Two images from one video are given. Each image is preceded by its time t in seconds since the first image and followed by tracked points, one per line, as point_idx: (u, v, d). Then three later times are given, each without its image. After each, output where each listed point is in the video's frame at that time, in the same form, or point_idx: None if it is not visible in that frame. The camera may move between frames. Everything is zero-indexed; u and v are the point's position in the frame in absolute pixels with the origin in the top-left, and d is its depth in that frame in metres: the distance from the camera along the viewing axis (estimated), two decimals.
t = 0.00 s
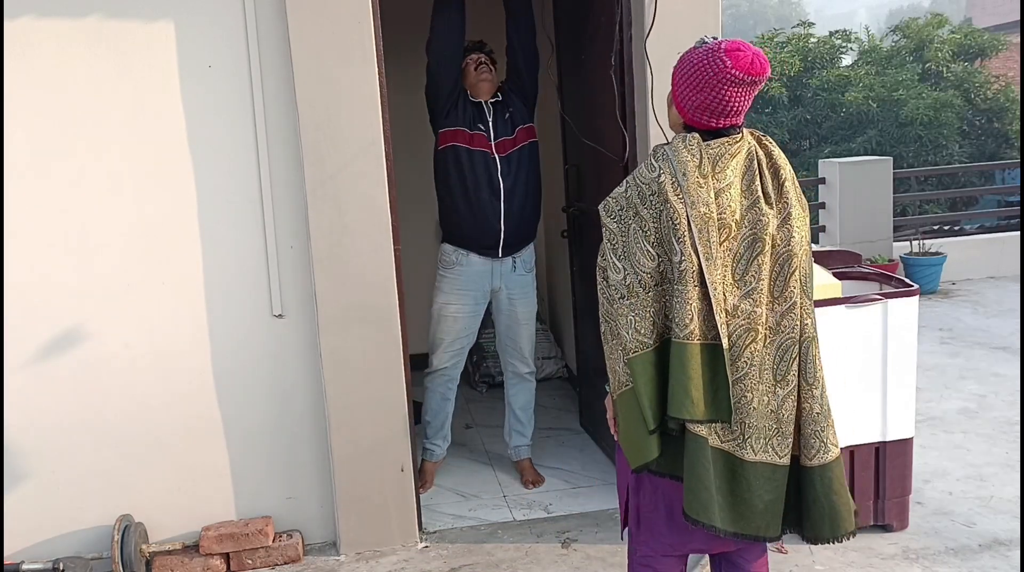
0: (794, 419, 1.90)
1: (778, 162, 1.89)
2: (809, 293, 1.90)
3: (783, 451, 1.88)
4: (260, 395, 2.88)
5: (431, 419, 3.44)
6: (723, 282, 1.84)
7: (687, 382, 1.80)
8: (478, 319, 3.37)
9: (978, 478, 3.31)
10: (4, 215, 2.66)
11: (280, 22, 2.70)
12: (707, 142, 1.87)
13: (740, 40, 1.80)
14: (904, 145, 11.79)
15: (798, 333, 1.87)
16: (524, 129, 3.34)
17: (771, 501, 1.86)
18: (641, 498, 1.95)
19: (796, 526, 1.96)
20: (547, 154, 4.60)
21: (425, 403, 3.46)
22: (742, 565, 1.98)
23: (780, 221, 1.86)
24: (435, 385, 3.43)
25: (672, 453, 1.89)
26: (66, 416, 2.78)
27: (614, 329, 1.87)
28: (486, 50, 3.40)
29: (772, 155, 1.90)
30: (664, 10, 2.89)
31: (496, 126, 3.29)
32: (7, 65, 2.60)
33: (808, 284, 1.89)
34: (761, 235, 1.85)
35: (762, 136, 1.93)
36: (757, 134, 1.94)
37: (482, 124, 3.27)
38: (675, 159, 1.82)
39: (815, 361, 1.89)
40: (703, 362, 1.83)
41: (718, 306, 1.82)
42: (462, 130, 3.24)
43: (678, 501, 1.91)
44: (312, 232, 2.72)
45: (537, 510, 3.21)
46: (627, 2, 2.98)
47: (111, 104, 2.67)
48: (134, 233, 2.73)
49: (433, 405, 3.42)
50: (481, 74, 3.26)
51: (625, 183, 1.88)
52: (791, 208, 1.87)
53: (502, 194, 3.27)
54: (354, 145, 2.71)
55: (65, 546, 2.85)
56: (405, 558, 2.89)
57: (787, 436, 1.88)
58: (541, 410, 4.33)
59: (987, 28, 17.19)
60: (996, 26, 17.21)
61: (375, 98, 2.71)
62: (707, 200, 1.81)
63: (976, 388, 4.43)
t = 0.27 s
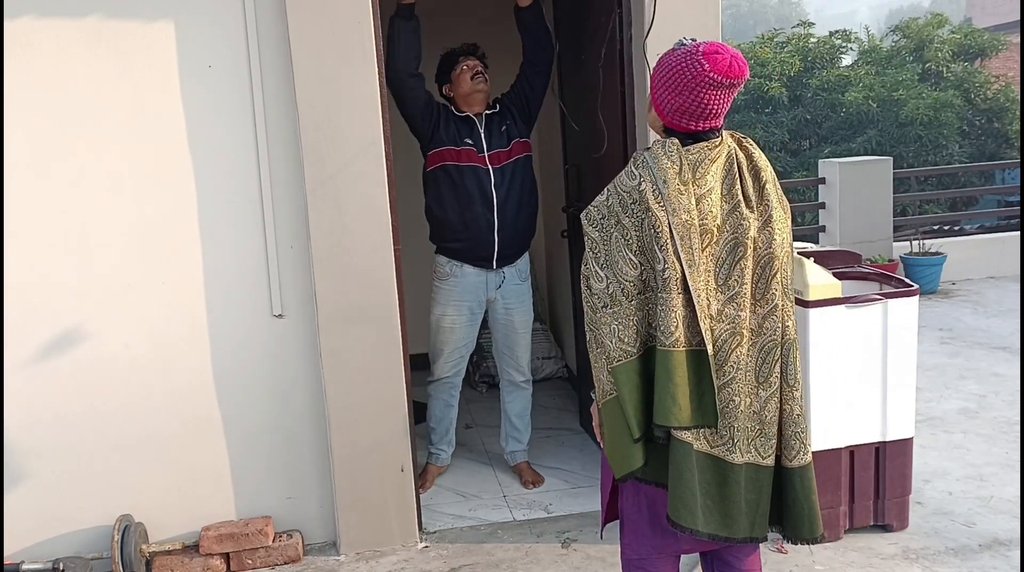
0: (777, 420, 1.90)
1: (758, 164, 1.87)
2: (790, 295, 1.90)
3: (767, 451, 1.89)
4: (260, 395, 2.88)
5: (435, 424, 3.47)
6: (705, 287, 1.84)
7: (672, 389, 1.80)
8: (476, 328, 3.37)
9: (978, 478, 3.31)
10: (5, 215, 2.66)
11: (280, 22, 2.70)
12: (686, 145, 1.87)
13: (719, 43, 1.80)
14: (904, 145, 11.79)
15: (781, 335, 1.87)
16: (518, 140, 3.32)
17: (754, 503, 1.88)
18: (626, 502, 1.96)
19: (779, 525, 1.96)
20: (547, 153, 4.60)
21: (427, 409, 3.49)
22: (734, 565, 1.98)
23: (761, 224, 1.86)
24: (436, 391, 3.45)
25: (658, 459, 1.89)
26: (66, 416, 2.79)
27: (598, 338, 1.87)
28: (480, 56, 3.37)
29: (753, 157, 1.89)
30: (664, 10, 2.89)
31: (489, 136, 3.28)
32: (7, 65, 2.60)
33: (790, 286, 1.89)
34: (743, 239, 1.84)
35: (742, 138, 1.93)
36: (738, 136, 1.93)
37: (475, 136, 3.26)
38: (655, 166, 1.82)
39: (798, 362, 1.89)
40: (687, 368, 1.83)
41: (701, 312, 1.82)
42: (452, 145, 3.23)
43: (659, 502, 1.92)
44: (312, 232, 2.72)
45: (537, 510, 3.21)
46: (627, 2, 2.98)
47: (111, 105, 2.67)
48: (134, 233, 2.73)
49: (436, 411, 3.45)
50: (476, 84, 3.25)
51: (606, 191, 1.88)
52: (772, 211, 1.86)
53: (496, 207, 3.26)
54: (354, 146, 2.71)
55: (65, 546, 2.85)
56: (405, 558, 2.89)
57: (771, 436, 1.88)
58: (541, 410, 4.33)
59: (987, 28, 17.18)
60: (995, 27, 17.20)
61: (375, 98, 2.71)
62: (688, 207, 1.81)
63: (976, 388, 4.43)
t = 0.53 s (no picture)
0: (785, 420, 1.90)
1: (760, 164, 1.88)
2: (795, 293, 1.90)
3: (775, 451, 1.89)
4: (260, 394, 2.88)
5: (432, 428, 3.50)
6: (711, 287, 1.84)
7: (680, 390, 1.80)
8: (455, 330, 3.39)
9: (978, 478, 3.31)
10: (5, 215, 2.66)
11: (280, 22, 2.70)
12: (689, 146, 1.87)
13: (718, 41, 1.81)
14: (904, 145, 11.79)
15: (787, 334, 1.88)
16: (485, 146, 3.31)
17: (764, 503, 1.87)
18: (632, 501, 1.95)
19: (788, 525, 1.96)
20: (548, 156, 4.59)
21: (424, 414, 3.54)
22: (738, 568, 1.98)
23: (765, 223, 1.86)
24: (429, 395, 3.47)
25: (665, 461, 1.89)
26: (66, 416, 2.79)
27: (604, 340, 1.87)
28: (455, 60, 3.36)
29: (755, 157, 1.89)
30: (664, 10, 2.89)
31: (455, 143, 3.28)
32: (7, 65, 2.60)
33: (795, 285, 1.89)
34: (747, 239, 1.85)
35: (743, 138, 1.93)
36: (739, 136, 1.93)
37: (440, 144, 3.28)
38: (659, 167, 1.82)
39: (803, 361, 1.89)
40: (695, 369, 1.83)
41: (708, 313, 1.82)
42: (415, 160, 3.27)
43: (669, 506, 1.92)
44: (312, 231, 2.72)
45: (537, 510, 3.21)
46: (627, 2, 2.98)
47: (111, 105, 2.67)
48: (134, 233, 2.73)
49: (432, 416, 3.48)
50: (451, 92, 3.27)
51: (610, 193, 1.88)
52: (776, 210, 1.86)
53: (461, 213, 3.26)
54: (354, 146, 2.71)
55: (65, 546, 2.85)
56: (405, 558, 2.89)
57: (778, 436, 1.88)
58: (541, 410, 4.33)
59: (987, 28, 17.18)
60: (996, 27, 17.19)
61: (375, 98, 2.71)
62: (693, 208, 1.81)
63: (976, 388, 4.43)
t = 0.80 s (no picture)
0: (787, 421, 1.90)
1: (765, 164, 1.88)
2: (798, 293, 1.90)
3: (778, 452, 1.88)
4: (260, 394, 2.88)
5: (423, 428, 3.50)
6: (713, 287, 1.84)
7: (681, 391, 1.80)
8: (428, 327, 3.39)
9: (978, 478, 3.31)
10: (4, 215, 2.66)
11: (280, 22, 2.70)
12: (692, 146, 1.87)
13: (723, 41, 1.81)
14: (904, 145, 11.79)
15: (790, 334, 1.87)
16: (451, 149, 3.30)
17: (766, 504, 1.87)
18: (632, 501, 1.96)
19: (791, 525, 1.96)
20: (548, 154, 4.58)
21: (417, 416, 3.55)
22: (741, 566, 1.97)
23: (768, 223, 1.86)
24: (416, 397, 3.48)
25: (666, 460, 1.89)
26: (66, 416, 2.79)
27: (606, 340, 1.87)
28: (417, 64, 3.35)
29: (759, 157, 1.89)
30: (664, 9, 2.89)
31: (420, 144, 3.27)
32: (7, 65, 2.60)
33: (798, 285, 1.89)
34: (750, 239, 1.85)
35: (748, 138, 1.93)
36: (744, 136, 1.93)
37: (405, 146, 3.26)
38: (661, 167, 1.82)
39: (807, 362, 1.89)
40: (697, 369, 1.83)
41: (710, 313, 1.82)
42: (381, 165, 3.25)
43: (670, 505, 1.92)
44: (312, 231, 2.72)
45: (537, 509, 3.21)
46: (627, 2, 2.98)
47: (111, 105, 2.67)
48: (133, 233, 2.73)
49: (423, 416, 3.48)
50: (413, 91, 3.24)
51: (613, 193, 1.88)
52: (780, 210, 1.86)
53: (422, 215, 3.25)
54: (353, 146, 2.72)
55: (64, 546, 2.85)
56: (405, 558, 2.89)
57: (781, 437, 1.88)
58: (541, 410, 4.33)
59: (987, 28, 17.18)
60: (996, 27, 17.19)
61: (375, 97, 2.71)
62: (695, 208, 1.81)
63: (976, 388, 4.43)
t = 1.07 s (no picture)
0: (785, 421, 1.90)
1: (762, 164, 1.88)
2: (796, 293, 1.89)
3: (776, 452, 1.88)
4: (260, 394, 2.88)
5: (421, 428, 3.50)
6: (710, 288, 1.84)
7: (677, 391, 1.80)
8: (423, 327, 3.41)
9: (978, 478, 3.31)
10: (5, 215, 2.66)
11: (280, 22, 2.70)
12: (689, 146, 1.87)
13: (721, 42, 1.81)
14: (904, 145, 11.79)
15: (789, 334, 1.87)
16: (431, 147, 3.28)
17: (763, 504, 1.87)
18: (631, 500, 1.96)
19: (790, 525, 1.96)
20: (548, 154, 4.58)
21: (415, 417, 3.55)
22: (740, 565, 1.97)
23: (766, 223, 1.86)
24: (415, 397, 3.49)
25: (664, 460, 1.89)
26: (66, 417, 2.79)
27: (602, 340, 1.88)
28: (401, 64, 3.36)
29: (757, 157, 1.89)
30: (664, 10, 2.89)
31: (403, 143, 3.27)
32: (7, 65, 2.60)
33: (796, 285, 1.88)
34: (747, 239, 1.84)
35: (746, 138, 1.93)
36: (742, 136, 1.93)
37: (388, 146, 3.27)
38: (658, 168, 1.83)
39: (805, 362, 1.88)
40: (693, 369, 1.84)
41: (706, 313, 1.82)
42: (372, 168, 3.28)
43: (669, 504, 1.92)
44: (312, 231, 2.72)
45: (537, 510, 3.21)
46: (627, 2, 2.98)
47: (111, 105, 2.67)
48: (134, 233, 2.73)
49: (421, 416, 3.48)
50: (395, 93, 3.27)
51: (609, 193, 1.89)
52: (778, 210, 1.86)
53: (406, 215, 3.24)
54: (354, 146, 2.71)
55: (64, 546, 2.85)
56: (405, 558, 2.89)
57: (779, 437, 1.88)
58: (541, 410, 4.33)
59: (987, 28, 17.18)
60: (996, 27, 17.19)
61: (375, 98, 2.71)
62: (691, 209, 1.81)
63: (976, 388, 4.43)
